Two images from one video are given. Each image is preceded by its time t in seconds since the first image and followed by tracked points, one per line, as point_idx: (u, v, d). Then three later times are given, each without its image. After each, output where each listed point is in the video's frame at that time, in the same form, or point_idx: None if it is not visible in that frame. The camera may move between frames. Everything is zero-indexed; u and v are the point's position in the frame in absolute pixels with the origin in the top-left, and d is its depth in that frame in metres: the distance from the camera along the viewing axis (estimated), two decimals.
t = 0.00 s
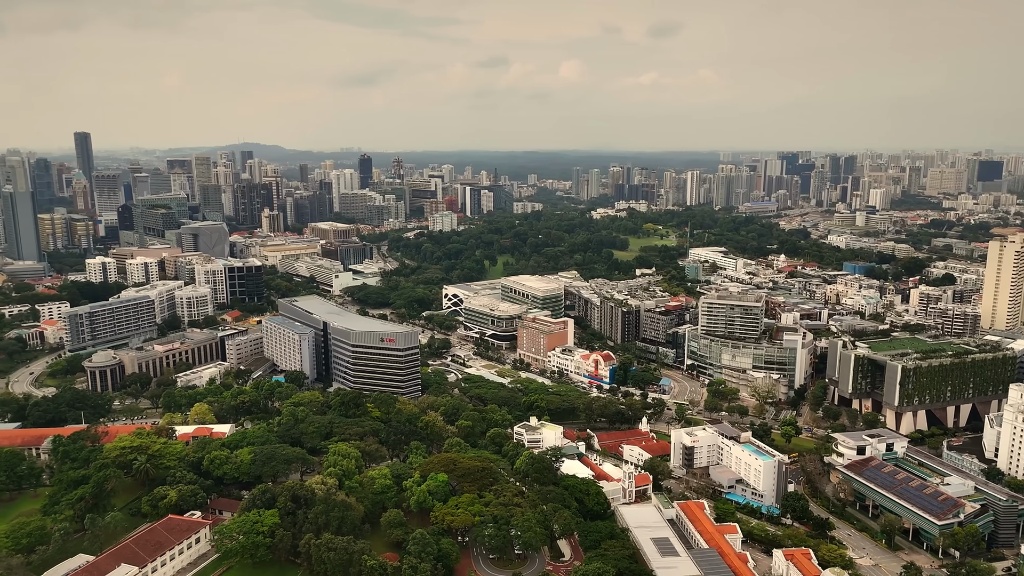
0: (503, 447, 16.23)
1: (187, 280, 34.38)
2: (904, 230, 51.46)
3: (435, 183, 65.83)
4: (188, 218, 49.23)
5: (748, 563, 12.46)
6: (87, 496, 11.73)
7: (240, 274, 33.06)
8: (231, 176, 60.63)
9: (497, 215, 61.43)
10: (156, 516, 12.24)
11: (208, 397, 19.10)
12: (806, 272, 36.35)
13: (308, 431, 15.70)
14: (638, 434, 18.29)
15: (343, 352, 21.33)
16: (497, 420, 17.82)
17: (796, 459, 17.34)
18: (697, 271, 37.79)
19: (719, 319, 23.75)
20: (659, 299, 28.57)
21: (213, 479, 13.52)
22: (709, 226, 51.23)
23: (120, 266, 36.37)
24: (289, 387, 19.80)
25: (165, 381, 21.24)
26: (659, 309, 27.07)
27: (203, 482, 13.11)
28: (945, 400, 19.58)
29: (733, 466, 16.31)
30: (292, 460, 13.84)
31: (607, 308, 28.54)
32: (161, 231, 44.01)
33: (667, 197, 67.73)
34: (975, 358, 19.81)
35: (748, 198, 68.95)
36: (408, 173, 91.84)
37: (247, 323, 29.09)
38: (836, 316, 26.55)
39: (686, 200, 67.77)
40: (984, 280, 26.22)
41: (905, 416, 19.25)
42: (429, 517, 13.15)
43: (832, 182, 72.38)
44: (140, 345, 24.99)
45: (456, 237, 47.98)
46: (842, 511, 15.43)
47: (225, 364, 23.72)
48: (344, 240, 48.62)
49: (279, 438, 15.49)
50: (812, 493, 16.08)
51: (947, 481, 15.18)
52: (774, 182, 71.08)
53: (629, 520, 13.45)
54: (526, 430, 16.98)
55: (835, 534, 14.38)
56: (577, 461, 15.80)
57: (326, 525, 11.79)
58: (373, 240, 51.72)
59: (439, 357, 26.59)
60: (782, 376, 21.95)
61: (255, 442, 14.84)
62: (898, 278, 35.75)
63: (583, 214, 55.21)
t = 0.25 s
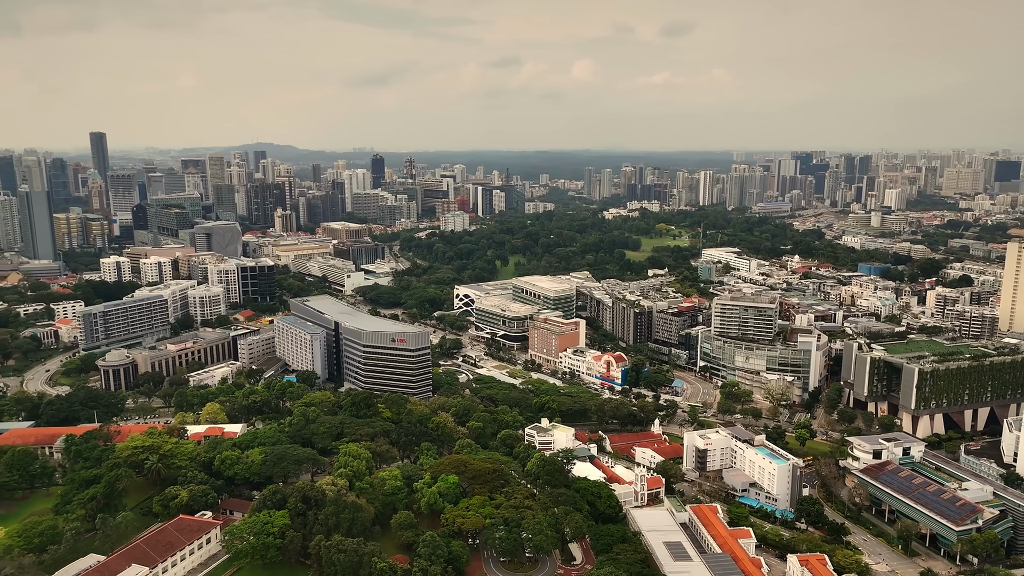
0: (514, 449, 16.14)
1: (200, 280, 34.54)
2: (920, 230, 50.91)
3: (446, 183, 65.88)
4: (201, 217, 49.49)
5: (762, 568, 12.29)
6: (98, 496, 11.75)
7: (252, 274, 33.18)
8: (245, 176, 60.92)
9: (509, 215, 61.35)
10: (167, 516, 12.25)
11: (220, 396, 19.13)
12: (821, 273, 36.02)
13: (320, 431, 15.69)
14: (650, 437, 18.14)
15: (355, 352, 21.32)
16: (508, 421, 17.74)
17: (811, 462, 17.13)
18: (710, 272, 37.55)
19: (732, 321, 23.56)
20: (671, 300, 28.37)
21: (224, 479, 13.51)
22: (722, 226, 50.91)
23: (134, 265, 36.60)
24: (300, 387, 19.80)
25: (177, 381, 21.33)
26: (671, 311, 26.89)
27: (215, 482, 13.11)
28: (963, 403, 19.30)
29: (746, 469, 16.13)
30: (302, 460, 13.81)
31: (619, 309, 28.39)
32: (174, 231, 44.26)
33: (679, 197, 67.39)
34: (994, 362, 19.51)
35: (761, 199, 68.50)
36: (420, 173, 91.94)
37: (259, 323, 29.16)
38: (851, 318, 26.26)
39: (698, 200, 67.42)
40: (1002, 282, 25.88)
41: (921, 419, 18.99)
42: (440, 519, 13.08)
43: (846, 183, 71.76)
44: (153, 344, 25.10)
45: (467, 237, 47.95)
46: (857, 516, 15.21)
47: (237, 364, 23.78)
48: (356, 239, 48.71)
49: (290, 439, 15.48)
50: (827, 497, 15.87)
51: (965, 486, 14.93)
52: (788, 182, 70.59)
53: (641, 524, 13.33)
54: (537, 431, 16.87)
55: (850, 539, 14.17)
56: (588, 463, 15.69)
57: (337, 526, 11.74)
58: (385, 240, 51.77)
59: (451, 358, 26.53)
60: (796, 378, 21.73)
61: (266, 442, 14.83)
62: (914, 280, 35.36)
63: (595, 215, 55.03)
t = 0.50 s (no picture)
0: (525, 450, 16.05)
1: (213, 279, 34.69)
2: (936, 231, 50.35)
3: (458, 184, 65.88)
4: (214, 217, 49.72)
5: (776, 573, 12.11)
6: (110, 496, 11.76)
7: (265, 274, 33.26)
8: (257, 176, 61.16)
9: (521, 215, 61.26)
10: (178, 516, 12.24)
11: (232, 396, 19.16)
12: (835, 275, 35.68)
13: (330, 432, 15.66)
14: (662, 439, 17.98)
15: (366, 352, 21.31)
16: (519, 423, 17.64)
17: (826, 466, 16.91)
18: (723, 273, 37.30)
19: (746, 322, 23.34)
20: (684, 301, 28.17)
21: (235, 479, 13.51)
22: (735, 227, 50.58)
23: (148, 265, 36.82)
24: (311, 386, 19.80)
25: (190, 380, 21.39)
26: (684, 311, 26.68)
27: (226, 482, 13.10)
28: (981, 407, 19.02)
29: (760, 473, 15.95)
30: (313, 461, 13.77)
31: (631, 310, 28.21)
32: (188, 230, 44.47)
33: (692, 197, 67.04)
34: (1013, 365, 19.21)
35: (775, 199, 68.12)
36: (432, 173, 92.03)
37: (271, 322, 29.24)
38: (867, 319, 25.97)
39: (711, 201, 67.04)
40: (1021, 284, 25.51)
41: (938, 423, 18.73)
42: (450, 521, 13.01)
43: (861, 183, 71.13)
44: (166, 343, 25.21)
45: (479, 237, 47.88)
46: (873, 521, 15.01)
47: (248, 363, 23.81)
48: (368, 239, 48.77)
49: (301, 439, 15.47)
50: (842, 502, 15.67)
51: (983, 491, 14.70)
52: (802, 183, 70.09)
53: (654, 528, 13.21)
54: (548, 433, 16.77)
55: (866, 545, 13.97)
56: (600, 466, 15.57)
57: (347, 528, 11.70)
58: (397, 240, 51.82)
59: (462, 358, 26.47)
60: (810, 381, 21.49)
61: (277, 443, 14.81)
62: (931, 281, 34.95)
63: (607, 215, 54.83)
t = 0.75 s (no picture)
0: (536, 452, 15.95)
1: (226, 279, 34.82)
2: (952, 232, 49.78)
3: (470, 183, 65.87)
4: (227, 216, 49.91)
5: None
6: (121, 496, 11.78)
7: (277, 273, 33.34)
8: (270, 176, 61.36)
9: (532, 215, 61.14)
10: (189, 516, 12.24)
11: (243, 396, 19.18)
12: (850, 276, 35.33)
13: (341, 432, 15.64)
14: (674, 441, 17.82)
15: (377, 352, 21.28)
16: (530, 424, 17.54)
17: (841, 470, 16.70)
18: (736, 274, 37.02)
19: (759, 323, 23.13)
20: (697, 302, 27.95)
21: (246, 480, 13.50)
22: (748, 227, 50.25)
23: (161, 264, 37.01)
24: (322, 386, 19.78)
25: (202, 379, 21.44)
26: (697, 313, 26.48)
27: (236, 482, 13.10)
28: (999, 411, 18.73)
29: (774, 477, 15.77)
30: (323, 462, 13.75)
31: (643, 311, 28.04)
32: (201, 230, 44.69)
33: (705, 197, 66.67)
34: None
35: (788, 199, 67.64)
36: (444, 173, 92.08)
37: (283, 322, 29.28)
38: (882, 321, 25.67)
39: (724, 201, 66.66)
40: None
41: (955, 427, 18.46)
42: (461, 524, 12.93)
43: (876, 183, 70.47)
44: (178, 343, 25.31)
45: (491, 237, 47.81)
46: (889, 526, 14.80)
47: (260, 363, 23.85)
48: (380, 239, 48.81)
49: (312, 439, 15.45)
50: (858, 506, 15.47)
51: (1002, 497, 14.46)
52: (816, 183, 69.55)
53: (666, 532, 13.08)
54: (559, 435, 16.66)
55: (882, 550, 13.76)
56: (611, 468, 15.44)
57: (357, 530, 11.64)
58: (409, 240, 51.85)
59: (473, 358, 26.40)
60: (825, 383, 21.25)
61: (287, 443, 14.78)
62: (947, 282, 34.53)
63: (619, 215, 54.61)
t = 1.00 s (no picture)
0: (548, 455, 15.84)
1: (238, 279, 34.94)
2: (969, 233, 49.18)
3: (482, 184, 65.85)
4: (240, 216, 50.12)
5: None
6: (132, 496, 11.79)
7: (289, 273, 33.41)
8: (283, 176, 61.58)
9: (544, 216, 61.02)
10: (200, 517, 12.23)
11: (255, 396, 19.19)
12: (865, 277, 34.96)
13: (352, 433, 15.60)
14: (687, 444, 17.65)
15: (388, 353, 21.24)
16: (542, 426, 17.44)
17: (857, 474, 16.47)
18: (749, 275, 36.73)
19: (773, 325, 22.90)
20: (710, 303, 27.74)
21: (256, 480, 13.48)
22: (761, 227, 49.90)
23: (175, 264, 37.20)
24: (333, 387, 19.77)
25: (214, 379, 21.49)
26: (710, 314, 26.27)
27: (247, 483, 13.07)
28: (1018, 415, 18.44)
29: (788, 480, 15.57)
30: (334, 463, 13.70)
31: (655, 312, 27.86)
32: (214, 230, 44.90)
33: (717, 197, 66.29)
34: None
35: (802, 199, 67.14)
36: (456, 173, 92.17)
37: (295, 322, 29.33)
38: (898, 323, 25.36)
39: (737, 201, 66.26)
40: None
41: (973, 431, 18.18)
42: (471, 526, 12.84)
43: (892, 183, 69.77)
44: (191, 342, 25.39)
45: (502, 237, 47.72)
46: (905, 531, 14.57)
47: (272, 363, 23.89)
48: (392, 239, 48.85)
49: (323, 440, 15.43)
50: (874, 511, 15.25)
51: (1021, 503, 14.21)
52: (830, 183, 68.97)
53: (679, 537, 12.95)
54: (571, 437, 16.55)
55: (898, 556, 13.56)
56: (623, 471, 15.32)
57: (367, 532, 11.58)
58: (420, 240, 51.88)
59: (484, 359, 26.33)
60: (840, 386, 21.01)
61: (298, 444, 14.76)
62: (964, 284, 34.09)
63: (631, 215, 54.37)
